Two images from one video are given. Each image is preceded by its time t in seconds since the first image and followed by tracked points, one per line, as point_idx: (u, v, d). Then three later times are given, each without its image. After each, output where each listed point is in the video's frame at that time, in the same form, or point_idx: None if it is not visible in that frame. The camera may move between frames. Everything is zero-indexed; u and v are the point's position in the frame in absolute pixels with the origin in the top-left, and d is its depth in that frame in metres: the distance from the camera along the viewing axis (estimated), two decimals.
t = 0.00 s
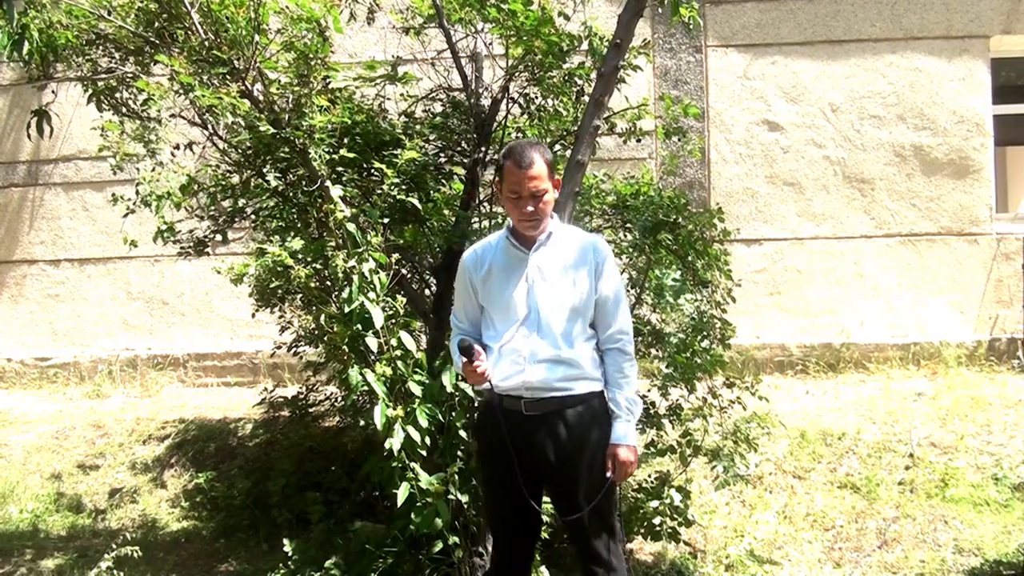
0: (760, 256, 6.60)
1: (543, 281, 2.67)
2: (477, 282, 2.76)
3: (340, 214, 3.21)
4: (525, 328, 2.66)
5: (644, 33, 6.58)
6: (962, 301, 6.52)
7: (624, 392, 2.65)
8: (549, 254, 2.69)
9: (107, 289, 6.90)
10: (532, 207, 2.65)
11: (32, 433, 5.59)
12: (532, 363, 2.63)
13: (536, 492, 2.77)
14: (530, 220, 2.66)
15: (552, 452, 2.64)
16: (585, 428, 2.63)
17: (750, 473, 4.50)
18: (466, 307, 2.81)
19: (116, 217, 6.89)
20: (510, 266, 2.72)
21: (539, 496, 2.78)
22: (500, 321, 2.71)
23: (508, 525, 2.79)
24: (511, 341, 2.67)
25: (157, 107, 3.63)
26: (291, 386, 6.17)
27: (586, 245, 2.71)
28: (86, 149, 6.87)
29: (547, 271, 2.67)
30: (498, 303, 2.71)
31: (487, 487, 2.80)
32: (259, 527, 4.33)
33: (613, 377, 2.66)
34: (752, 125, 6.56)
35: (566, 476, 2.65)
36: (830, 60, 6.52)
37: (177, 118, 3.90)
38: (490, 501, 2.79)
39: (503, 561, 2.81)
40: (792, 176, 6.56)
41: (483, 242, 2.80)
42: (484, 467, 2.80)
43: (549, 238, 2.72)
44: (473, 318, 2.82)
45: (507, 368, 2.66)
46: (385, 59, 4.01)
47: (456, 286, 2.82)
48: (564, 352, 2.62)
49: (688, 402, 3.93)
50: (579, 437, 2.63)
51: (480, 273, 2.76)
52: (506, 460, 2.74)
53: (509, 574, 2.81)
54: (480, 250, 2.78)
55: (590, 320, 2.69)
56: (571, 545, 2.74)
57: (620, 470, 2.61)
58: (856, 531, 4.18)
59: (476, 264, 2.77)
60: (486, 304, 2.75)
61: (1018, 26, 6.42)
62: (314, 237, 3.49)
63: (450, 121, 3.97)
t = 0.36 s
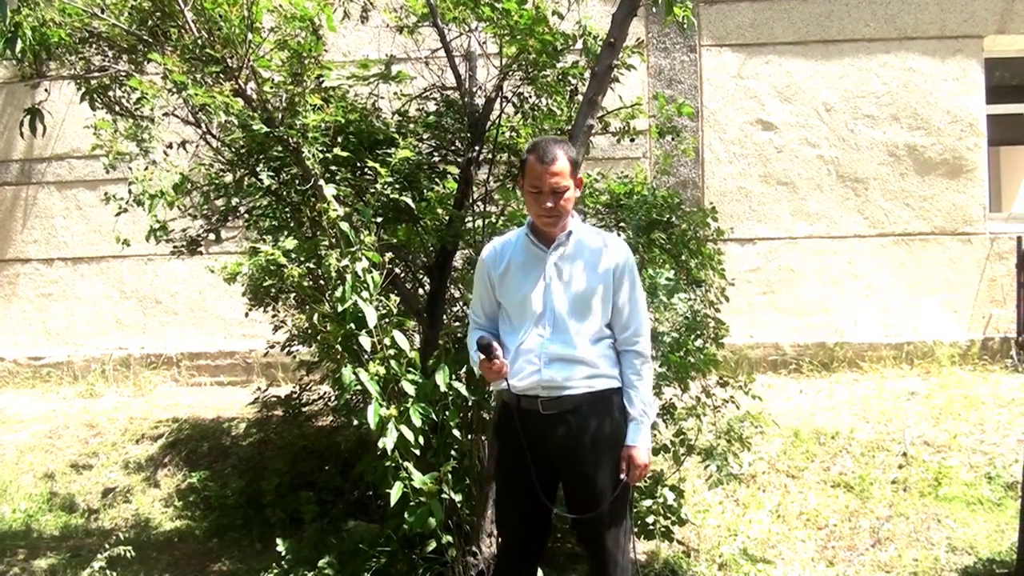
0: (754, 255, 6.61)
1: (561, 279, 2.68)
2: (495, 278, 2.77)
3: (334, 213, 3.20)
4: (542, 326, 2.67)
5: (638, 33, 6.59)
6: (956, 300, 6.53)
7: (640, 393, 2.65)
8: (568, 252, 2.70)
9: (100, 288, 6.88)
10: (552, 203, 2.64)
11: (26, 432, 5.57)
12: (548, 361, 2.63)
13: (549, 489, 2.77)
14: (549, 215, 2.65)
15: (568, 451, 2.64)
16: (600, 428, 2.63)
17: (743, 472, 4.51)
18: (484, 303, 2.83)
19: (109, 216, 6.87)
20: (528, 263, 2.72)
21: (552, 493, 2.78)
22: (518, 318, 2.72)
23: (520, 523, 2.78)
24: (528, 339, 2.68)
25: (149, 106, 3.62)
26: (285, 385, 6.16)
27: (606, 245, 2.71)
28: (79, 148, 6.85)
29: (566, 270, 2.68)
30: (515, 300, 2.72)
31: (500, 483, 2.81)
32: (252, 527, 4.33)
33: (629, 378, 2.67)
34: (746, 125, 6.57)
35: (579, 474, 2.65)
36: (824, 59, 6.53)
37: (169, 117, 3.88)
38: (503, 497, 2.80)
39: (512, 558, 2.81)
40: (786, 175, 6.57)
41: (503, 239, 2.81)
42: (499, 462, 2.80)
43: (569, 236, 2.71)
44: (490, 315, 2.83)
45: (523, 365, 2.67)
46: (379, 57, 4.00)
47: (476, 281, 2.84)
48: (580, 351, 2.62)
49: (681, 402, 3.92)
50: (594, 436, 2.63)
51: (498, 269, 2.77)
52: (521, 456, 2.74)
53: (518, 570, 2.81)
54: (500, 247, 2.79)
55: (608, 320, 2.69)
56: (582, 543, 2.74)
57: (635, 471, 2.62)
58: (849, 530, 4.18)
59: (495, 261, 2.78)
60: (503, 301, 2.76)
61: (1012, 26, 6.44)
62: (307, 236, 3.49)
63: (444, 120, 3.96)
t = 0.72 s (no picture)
0: (751, 255, 6.61)
1: (567, 280, 2.67)
2: (501, 276, 2.77)
3: (331, 212, 3.20)
4: (547, 326, 2.67)
5: (636, 32, 6.59)
6: (953, 300, 6.54)
7: (644, 395, 2.66)
8: (575, 252, 2.69)
9: (97, 288, 6.87)
10: (559, 203, 2.63)
11: (22, 432, 5.57)
12: (552, 361, 2.63)
13: (551, 488, 2.77)
14: (557, 215, 2.64)
15: (572, 451, 2.64)
16: (603, 428, 2.63)
17: (740, 472, 4.51)
18: (490, 302, 2.82)
19: (106, 215, 6.86)
20: (534, 263, 2.72)
21: (554, 493, 2.78)
22: (523, 318, 2.72)
23: (523, 523, 2.77)
24: (533, 339, 2.68)
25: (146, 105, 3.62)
26: (282, 385, 6.16)
27: (614, 247, 2.70)
28: (76, 147, 6.84)
29: (573, 271, 2.68)
30: (521, 299, 2.72)
31: (502, 482, 2.80)
32: (249, 527, 4.33)
33: (634, 379, 2.68)
34: (743, 125, 6.57)
35: (582, 474, 2.65)
36: (821, 59, 6.53)
37: (166, 116, 3.88)
38: (505, 496, 2.79)
39: (514, 559, 2.80)
40: (783, 175, 6.57)
41: (510, 238, 2.81)
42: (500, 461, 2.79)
43: (576, 237, 2.70)
44: (496, 313, 2.83)
45: (527, 365, 2.67)
46: (376, 57, 3.99)
47: (481, 280, 2.83)
48: (585, 352, 2.63)
49: (678, 401, 3.92)
50: (598, 436, 2.62)
51: (504, 268, 2.76)
52: (523, 455, 2.74)
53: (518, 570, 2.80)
54: (506, 246, 2.79)
55: (614, 322, 2.70)
56: (584, 543, 2.74)
57: (640, 472, 2.62)
58: (846, 530, 4.18)
59: (501, 260, 2.77)
60: (509, 299, 2.76)
61: (1008, 26, 6.45)
62: (304, 235, 3.49)
63: (441, 119, 3.95)
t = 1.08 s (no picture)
0: (750, 255, 6.61)
1: (560, 280, 2.67)
2: (493, 275, 2.76)
3: (329, 212, 3.19)
4: (539, 326, 2.66)
5: (635, 33, 6.59)
6: (952, 301, 6.54)
7: (634, 397, 2.65)
8: (568, 253, 2.69)
9: (95, 287, 6.86)
10: (556, 201, 2.63)
11: (21, 432, 5.56)
12: (543, 361, 2.62)
13: (540, 490, 2.76)
14: (553, 213, 2.64)
15: (562, 452, 2.64)
16: (593, 429, 2.63)
17: (738, 473, 4.51)
18: (482, 300, 2.82)
19: (104, 215, 6.85)
20: (528, 262, 2.71)
21: (544, 494, 2.77)
22: (515, 317, 2.71)
23: (514, 527, 2.77)
24: (525, 338, 2.67)
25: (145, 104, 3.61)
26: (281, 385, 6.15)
27: (607, 249, 2.70)
28: (74, 146, 6.83)
29: (566, 271, 2.67)
30: (513, 299, 2.71)
31: (491, 483, 2.79)
32: (248, 527, 4.32)
33: (625, 381, 2.67)
34: (742, 126, 6.57)
35: (572, 475, 2.64)
36: (820, 60, 6.53)
37: (164, 115, 3.87)
38: (494, 497, 2.78)
39: (505, 562, 2.79)
40: (782, 176, 6.57)
41: (504, 236, 2.80)
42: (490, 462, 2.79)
43: (570, 237, 2.70)
44: (488, 312, 2.82)
45: (518, 364, 2.66)
46: (375, 56, 3.99)
47: (474, 278, 2.83)
48: (576, 352, 2.62)
49: (676, 402, 3.92)
50: (588, 437, 2.62)
51: (497, 267, 2.76)
52: (512, 455, 2.73)
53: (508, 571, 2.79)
54: (500, 244, 2.78)
55: (605, 323, 2.69)
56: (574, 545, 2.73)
57: (629, 474, 2.64)
58: (845, 531, 4.18)
59: (494, 259, 2.77)
60: (501, 298, 2.75)
61: (1007, 27, 6.46)
62: (303, 235, 3.49)
63: (441, 119, 3.94)
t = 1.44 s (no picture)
0: (751, 255, 6.60)
1: (550, 278, 2.66)
2: (484, 275, 2.77)
3: (329, 212, 3.18)
4: (529, 325, 2.65)
5: (635, 32, 6.58)
6: (952, 301, 6.53)
7: (626, 396, 2.64)
8: (558, 252, 2.69)
9: (95, 287, 6.86)
10: (545, 196, 2.64)
11: (21, 431, 5.55)
12: (534, 361, 2.62)
13: (534, 490, 2.76)
14: (543, 208, 2.65)
15: (554, 452, 2.63)
16: (585, 429, 2.62)
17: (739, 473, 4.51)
18: (473, 301, 2.83)
19: (104, 214, 6.85)
20: (518, 261, 2.72)
21: (538, 494, 2.77)
22: (505, 316, 2.71)
23: (507, 527, 2.76)
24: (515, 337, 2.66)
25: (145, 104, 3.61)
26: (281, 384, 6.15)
27: (596, 247, 2.69)
28: (74, 146, 6.83)
29: (555, 269, 2.67)
30: (504, 298, 2.71)
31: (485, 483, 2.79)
32: (248, 527, 4.31)
33: (617, 380, 2.66)
34: (743, 125, 6.56)
35: (564, 475, 2.64)
36: (821, 60, 6.53)
37: (164, 114, 3.86)
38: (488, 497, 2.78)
39: (499, 563, 2.78)
40: (783, 176, 6.56)
41: (494, 236, 2.81)
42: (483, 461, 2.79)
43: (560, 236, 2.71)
44: (479, 312, 2.83)
45: (509, 364, 2.66)
46: (375, 56, 3.99)
47: (465, 279, 2.84)
48: (567, 351, 2.61)
49: (677, 401, 3.92)
50: (580, 437, 2.62)
51: (487, 267, 2.77)
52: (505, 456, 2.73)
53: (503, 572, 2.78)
54: (490, 244, 2.79)
55: (596, 322, 2.68)
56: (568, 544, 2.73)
57: (622, 474, 2.61)
58: (845, 531, 4.18)
59: (485, 259, 2.78)
60: (492, 298, 2.75)
61: (1008, 27, 6.45)
62: (303, 235, 3.48)
63: (440, 119, 3.94)
